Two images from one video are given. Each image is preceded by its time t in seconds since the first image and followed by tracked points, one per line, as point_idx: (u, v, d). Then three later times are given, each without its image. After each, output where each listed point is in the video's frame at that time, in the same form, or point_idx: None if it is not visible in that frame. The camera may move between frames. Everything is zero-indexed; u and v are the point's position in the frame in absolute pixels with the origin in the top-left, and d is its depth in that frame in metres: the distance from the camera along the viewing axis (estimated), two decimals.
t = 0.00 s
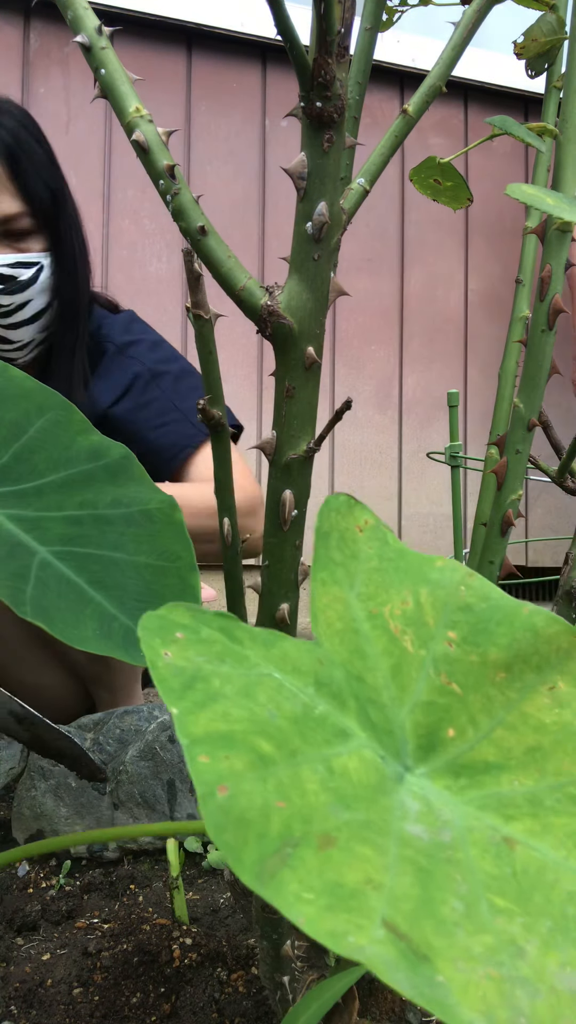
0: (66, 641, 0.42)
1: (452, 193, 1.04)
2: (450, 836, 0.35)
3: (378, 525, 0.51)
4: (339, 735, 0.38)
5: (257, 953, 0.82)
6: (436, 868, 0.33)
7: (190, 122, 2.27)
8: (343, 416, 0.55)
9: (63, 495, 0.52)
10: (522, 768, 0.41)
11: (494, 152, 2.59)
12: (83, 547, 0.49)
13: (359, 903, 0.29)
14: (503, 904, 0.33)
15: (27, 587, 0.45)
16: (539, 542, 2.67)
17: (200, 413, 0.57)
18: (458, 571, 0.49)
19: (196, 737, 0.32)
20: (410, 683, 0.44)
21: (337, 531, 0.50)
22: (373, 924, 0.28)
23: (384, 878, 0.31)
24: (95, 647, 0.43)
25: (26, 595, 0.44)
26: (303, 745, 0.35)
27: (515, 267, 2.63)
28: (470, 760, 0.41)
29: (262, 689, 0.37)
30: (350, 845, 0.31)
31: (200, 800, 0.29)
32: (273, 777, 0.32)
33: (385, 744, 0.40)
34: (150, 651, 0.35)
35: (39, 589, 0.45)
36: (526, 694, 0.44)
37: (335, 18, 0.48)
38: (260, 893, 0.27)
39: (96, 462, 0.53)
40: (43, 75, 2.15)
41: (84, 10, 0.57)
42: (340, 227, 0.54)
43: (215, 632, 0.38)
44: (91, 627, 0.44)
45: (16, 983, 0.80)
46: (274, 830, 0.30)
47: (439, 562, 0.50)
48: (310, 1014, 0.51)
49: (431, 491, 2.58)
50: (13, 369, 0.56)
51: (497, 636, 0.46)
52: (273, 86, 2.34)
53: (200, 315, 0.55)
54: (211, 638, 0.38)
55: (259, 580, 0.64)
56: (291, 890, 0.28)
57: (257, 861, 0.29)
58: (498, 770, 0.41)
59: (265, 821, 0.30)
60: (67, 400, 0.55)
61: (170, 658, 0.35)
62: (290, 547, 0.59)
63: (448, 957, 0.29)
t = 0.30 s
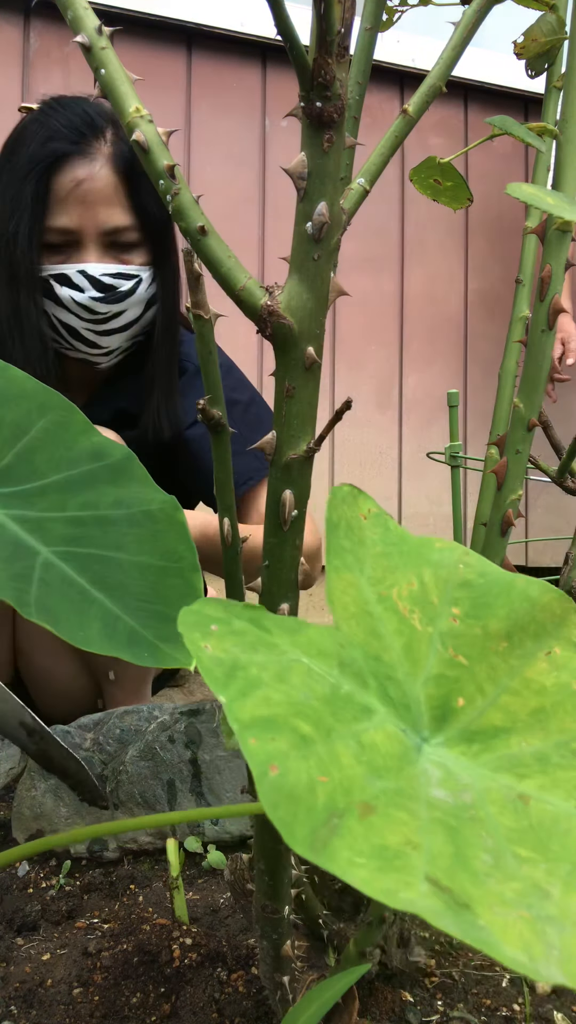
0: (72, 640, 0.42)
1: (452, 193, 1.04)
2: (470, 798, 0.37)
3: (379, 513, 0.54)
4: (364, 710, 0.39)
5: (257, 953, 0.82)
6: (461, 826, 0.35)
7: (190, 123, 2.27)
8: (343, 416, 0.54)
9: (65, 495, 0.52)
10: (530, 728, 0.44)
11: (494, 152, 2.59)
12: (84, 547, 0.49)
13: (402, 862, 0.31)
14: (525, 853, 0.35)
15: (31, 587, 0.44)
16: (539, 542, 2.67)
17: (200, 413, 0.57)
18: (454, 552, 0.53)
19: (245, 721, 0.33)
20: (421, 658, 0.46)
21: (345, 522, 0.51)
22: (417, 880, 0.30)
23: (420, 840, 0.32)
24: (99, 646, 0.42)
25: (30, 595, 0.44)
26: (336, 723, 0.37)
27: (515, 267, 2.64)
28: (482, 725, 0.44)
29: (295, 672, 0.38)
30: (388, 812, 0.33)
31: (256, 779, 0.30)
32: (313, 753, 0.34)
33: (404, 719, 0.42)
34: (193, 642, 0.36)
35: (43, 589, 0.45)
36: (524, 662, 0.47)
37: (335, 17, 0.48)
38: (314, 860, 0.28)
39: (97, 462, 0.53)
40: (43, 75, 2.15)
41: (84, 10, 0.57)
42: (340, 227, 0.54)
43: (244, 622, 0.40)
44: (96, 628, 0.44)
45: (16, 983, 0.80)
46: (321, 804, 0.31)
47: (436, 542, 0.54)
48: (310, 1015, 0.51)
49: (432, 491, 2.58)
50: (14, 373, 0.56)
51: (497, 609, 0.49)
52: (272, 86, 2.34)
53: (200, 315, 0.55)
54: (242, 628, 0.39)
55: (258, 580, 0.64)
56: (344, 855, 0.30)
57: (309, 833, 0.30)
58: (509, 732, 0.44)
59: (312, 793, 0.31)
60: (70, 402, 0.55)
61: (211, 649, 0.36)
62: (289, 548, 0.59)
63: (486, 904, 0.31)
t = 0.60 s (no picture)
0: (70, 641, 0.42)
1: (452, 193, 1.04)
2: (499, 807, 0.37)
3: (408, 525, 0.52)
4: (396, 718, 0.39)
5: (258, 953, 0.82)
6: (495, 835, 0.35)
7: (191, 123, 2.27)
8: (343, 416, 0.54)
9: (65, 495, 0.52)
10: (551, 742, 0.44)
11: (494, 152, 2.59)
12: (83, 547, 0.49)
13: (447, 869, 0.31)
14: (557, 863, 0.35)
15: (31, 587, 0.45)
16: (539, 542, 2.67)
17: (200, 413, 0.57)
18: (480, 566, 0.52)
19: (288, 726, 0.33)
20: (449, 668, 0.46)
21: (374, 531, 0.50)
22: (463, 887, 0.30)
23: (461, 847, 0.32)
24: (97, 647, 0.42)
25: (28, 595, 0.44)
26: (372, 730, 0.36)
27: (514, 267, 2.64)
28: (506, 738, 0.44)
29: (332, 679, 0.38)
30: (428, 819, 0.33)
31: (303, 785, 0.31)
32: (354, 760, 0.34)
33: (432, 728, 0.42)
34: (231, 644, 0.36)
35: (42, 590, 0.45)
36: (549, 675, 0.47)
37: (335, 17, 0.48)
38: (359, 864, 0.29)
39: (97, 462, 0.54)
40: (43, 74, 2.15)
41: (84, 10, 0.57)
42: (341, 227, 0.54)
43: (281, 626, 0.40)
44: (94, 629, 0.44)
45: (16, 983, 0.80)
46: (363, 810, 0.31)
47: (462, 556, 0.53)
48: (310, 1014, 0.51)
49: (431, 491, 2.58)
50: (14, 374, 0.58)
51: (523, 624, 0.49)
52: (272, 86, 2.34)
53: (200, 315, 0.55)
54: (279, 632, 0.39)
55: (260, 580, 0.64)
56: (390, 861, 0.30)
57: (354, 837, 0.30)
58: (532, 747, 0.43)
59: (355, 801, 0.31)
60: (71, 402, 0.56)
61: (249, 653, 0.36)
62: (290, 547, 0.59)
63: (528, 912, 0.31)
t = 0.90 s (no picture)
0: (72, 641, 0.42)
1: (452, 193, 1.04)
2: (460, 805, 0.37)
3: (379, 516, 0.53)
4: (353, 712, 0.40)
5: (257, 953, 0.82)
6: (449, 833, 0.34)
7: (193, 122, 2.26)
8: (343, 416, 0.54)
9: (65, 495, 0.52)
10: (525, 736, 0.44)
11: (494, 153, 2.59)
12: (83, 547, 0.49)
13: (385, 867, 0.31)
14: (515, 862, 0.35)
15: (31, 587, 0.45)
16: (539, 542, 2.67)
17: (200, 413, 0.57)
18: (454, 556, 0.53)
19: (225, 720, 0.34)
20: (416, 661, 0.46)
21: (343, 522, 0.51)
22: (399, 887, 0.30)
23: (405, 844, 0.32)
24: (99, 647, 0.42)
25: (29, 595, 0.44)
26: (321, 724, 0.37)
27: (514, 267, 2.64)
28: (476, 732, 0.44)
29: (282, 672, 0.39)
30: (372, 816, 0.33)
31: (235, 779, 0.31)
32: (296, 752, 0.35)
33: (395, 723, 0.42)
34: (177, 640, 0.37)
35: (43, 589, 0.45)
36: (525, 667, 0.48)
37: (335, 17, 0.48)
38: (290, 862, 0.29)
39: (98, 462, 0.53)
40: (44, 74, 2.15)
41: (85, 11, 0.57)
42: (341, 227, 0.54)
43: (233, 619, 0.40)
44: (95, 628, 0.44)
45: (16, 983, 0.80)
46: (302, 805, 0.32)
47: (436, 547, 0.53)
48: (310, 1015, 0.51)
49: (431, 491, 2.59)
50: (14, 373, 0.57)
51: (496, 615, 0.49)
52: (272, 86, 2.34)
53: (201, 315, 0.55)
54: (231, 626, 0.40)
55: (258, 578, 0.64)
56: (322, 858, 0.30)
57: (288, 834, 0.31)
58: (503, 740, 0.44)
59: (293, 795, 0.32)
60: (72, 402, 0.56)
61: (196, 645, 0.37)
62: (290, 547, 0.59)
63: (471, 911, 0.31)
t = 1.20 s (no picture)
0: (72, 641, 0.41)
1: (452, 193, 1.04)
2: (491, 817, 0.38)
3: (401, 527, 0.53)
4: (388, 727, 0.39)
5: (258, 953, 0.82)
6: (485, 847, 0.35)
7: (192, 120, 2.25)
8: (343, 416, 0.54)
9: (65, 495, 0.52)
10: (546, 749, 0.44)
11: (494, 153, 2.59)
12: (83, 547, 0.49)
13: (434, 885, 0.31)
14: (548, 876, 0.36)
15: (31, 587, 0.44)
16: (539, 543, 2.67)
17: (200, 413, 0.57)
18: (476, 567, 0.53)
19: (276, 738, 0.34)
20: (443, 673, 0.46)
21: (368, 532, 0.50)
22: (450, 905, 0.31)
23: (449, 861, 0.33)
24: (98, 646, 0.42)
25: (29, 595, 0.44)
26: (362, 740, 0.37)
27: (515, 267, 2.64)
28: (500, 746, 0.44)
29: (322, 689, 0.38)
30: (417, 833, 0.33)
31: (289, 799, 0.31)
32: (342, 770, 0.34)
33: (424, 734, 0.42)
34: (219, 653, 0.36)
35: (43, 589, 0.44)
36: (545, 681, 0.48)
37: (335, 17, 0.48)
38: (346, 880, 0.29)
39: (98, 462, 0.54)
40: (44, 74, 2.15)
41: (85, 11, 0.57)
42: (340, 227, 0.54)
43: (271, 633, 0.40)
44: (95, 627, 0.43)
45: (16, 983, 0.80)
46: (351, 823, 0.32)
47: (456, 560, 0.53)
48: (310, 1014, 0.51)
49: (431, 491, 2.58)
50: (15, 373, 0.59)
51: (519, 629, 0.50)
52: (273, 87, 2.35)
53: (201, 315, 0.55)
54: (269, 641, 0.39)
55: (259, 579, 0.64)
56: (377, 877, 0.30)
57: (340, 852, 0.30)
58: (527, 753, 0.44)
59: (343, 813, 0.32)
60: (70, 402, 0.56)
61: (237, 662, 0.37)
62: (290, 547, 0.59)
63: (516, 929, 0.32)
